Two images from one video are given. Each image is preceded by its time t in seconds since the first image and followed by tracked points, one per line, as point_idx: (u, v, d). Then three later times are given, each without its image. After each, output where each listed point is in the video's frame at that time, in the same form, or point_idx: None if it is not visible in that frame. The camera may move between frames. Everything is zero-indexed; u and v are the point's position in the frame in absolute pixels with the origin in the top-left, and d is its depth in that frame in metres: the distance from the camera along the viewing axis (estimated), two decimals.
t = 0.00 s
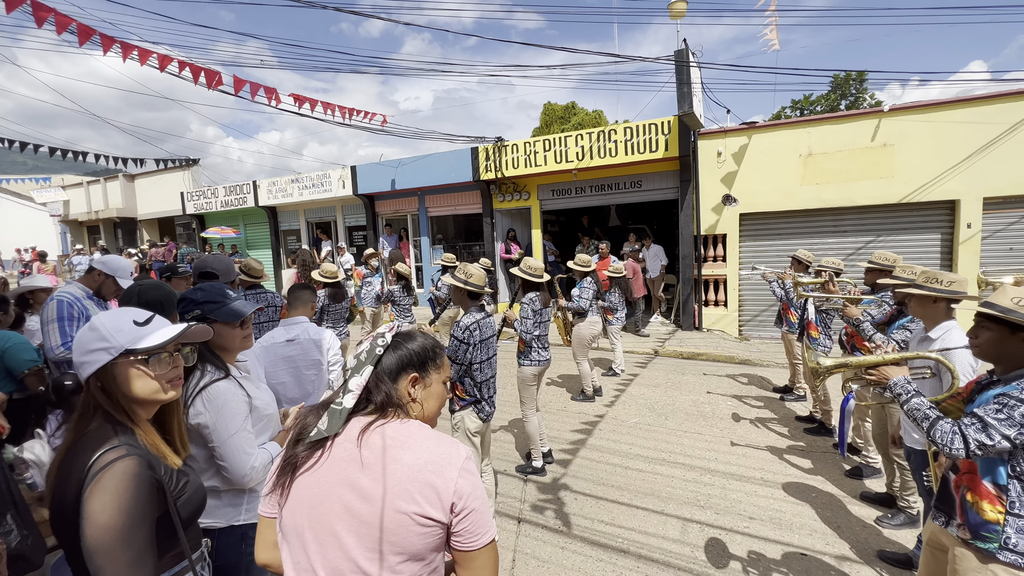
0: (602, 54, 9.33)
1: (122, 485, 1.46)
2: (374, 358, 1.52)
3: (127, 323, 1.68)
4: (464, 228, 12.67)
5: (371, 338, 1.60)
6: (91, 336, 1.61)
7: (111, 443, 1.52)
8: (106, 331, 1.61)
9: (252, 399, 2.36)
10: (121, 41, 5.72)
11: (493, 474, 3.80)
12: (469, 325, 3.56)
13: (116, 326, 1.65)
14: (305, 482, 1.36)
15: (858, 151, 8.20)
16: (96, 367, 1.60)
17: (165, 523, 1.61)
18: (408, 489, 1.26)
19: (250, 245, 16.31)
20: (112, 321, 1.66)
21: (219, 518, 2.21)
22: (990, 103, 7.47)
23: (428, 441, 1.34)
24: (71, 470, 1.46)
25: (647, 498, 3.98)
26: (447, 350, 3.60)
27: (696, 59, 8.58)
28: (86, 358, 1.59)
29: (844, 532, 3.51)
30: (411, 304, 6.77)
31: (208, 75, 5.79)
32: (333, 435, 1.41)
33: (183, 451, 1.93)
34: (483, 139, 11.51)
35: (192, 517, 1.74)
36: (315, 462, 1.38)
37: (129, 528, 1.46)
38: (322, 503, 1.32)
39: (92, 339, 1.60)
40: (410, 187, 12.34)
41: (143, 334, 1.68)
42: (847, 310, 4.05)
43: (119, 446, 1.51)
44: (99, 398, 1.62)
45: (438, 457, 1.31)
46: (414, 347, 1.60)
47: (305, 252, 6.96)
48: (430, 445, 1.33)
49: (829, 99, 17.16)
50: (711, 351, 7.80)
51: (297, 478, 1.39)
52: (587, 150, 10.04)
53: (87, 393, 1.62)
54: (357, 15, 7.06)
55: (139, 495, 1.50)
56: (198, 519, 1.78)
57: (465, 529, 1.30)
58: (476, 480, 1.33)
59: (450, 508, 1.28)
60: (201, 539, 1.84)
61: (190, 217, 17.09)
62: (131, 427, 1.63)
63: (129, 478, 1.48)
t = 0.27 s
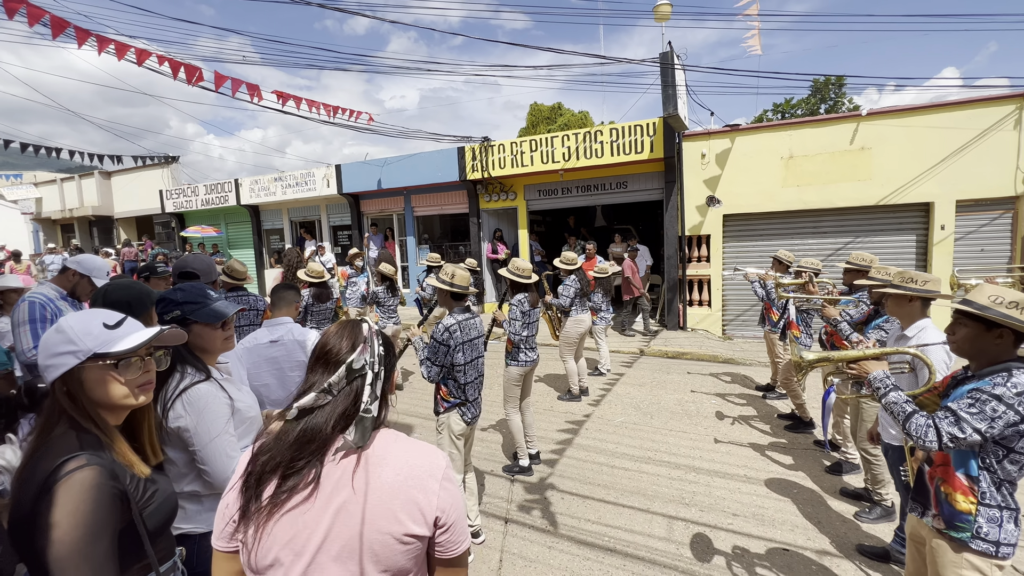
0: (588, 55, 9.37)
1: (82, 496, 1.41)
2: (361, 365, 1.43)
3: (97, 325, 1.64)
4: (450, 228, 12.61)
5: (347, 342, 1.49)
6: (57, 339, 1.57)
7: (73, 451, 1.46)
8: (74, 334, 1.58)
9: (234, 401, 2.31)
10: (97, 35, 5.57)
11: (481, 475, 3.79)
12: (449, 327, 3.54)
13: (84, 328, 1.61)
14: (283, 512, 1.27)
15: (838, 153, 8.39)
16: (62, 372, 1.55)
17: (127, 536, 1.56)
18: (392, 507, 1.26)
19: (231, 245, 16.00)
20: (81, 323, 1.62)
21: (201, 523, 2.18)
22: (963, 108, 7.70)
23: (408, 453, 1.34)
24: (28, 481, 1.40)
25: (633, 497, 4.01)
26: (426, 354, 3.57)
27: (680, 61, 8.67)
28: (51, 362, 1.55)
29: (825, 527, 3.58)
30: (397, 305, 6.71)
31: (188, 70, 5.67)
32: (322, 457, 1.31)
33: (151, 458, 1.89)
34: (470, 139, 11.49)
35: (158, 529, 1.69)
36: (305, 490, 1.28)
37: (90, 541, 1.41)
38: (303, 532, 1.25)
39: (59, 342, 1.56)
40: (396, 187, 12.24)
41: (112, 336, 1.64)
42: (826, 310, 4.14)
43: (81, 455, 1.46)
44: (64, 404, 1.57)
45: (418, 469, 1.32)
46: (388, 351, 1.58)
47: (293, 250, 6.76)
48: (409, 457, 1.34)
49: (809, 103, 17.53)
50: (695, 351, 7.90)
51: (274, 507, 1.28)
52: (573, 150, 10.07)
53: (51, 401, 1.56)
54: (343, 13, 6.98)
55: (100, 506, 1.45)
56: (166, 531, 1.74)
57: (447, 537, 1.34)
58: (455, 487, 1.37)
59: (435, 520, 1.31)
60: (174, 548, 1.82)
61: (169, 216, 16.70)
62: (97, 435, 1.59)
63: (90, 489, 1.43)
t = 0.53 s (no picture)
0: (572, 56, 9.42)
1: (46, 504, 1.37)
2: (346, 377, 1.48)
3: (62, 329, 1.59)
4: (434, 228, 12.53)
5: (325, 352, 1.45)
6: (20, 342, 1.51)
7: (37, 459, 1.42)
8: (38, 337, 1.52)
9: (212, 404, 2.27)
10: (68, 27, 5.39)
11: (465, 476, 3.77)
12: (432, 329, 3.51)
13: (49, 332, 1.56)
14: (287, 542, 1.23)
15: (814, 157, 8.59)
16: (24, 377, 1.49)
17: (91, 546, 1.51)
18: (387, 508, 1.30)
19: (208, 244, 15.65)
20: (46, 326, 1.57)
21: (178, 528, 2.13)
22: (933, 114, 7.95)
23: (393, 454, 1.38)
24: None
25: (617, 495, 4.04)
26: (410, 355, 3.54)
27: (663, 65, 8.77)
28: (12, 366, 1.48)
29: (802, 522, 3.67)
30: (380, 305, 6.63)
31: (165, 65, 5.53)
32: (326, 477, 1.28)
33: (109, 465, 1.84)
34: (454, 139, 11.45)
35: (123, 538, 1.64)
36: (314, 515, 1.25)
37: (52, 551, 1.37)
38: (300, 549, 1.25)
39: (22, 345, 1.50)
40: (378, 186, 12.13)
41: (80, 340, 1.60)
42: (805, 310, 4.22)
43: (45, 463, 1.41)
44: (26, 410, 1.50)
45: (404, 468, 1.37)
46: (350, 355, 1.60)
47: (280, 252, 6.80)
48: (394, 458, 1.38)
49: (787, 107, 17.93)
50: (677, 350, 8.00)
51: (276, 539, 1.23)
52: (557, 151, 10.10)
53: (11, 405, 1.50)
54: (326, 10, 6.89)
55: (64, 515, 1.40)
56: (132, 540, 1.68)
57: (434, 530, 1.40)
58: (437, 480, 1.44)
59: (426, 514, 1.38)
60: (141, 557, 1.77)
61: (144, 214, 16.26)
62: (62, 441, 1.54)
63: (55, 498, 1.39)
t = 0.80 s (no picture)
0: (554, 58, 9.46)
1: (9, 511, 1.31)
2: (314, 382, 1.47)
3: (27, 332, 1.51)
4: (416, 228, 12.43)
5: (291, 359, 1.42)
6: None
7: None
8: (3, 341, 1.44)
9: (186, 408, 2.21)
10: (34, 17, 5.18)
11: (446, 478, 3.74)
12: (421, 330, 3.49)
13: (13, 335, 1.48)
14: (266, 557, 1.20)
15: (789, 160, 8.81)
16: None
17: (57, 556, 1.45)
18: (367, 508, 1.32)
19: (181, 243, 15.23)
20: (9, 328, 1.49)
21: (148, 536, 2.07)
22: (901, 120, 8.23)
23: (368, 454, 1.39)
24: None
25: (599, 494, 4.07)
26: (397, 356, 3.52)
27: (643, 68, 8.88)
28: None
29: (778, 517, 3.75)
30: (361, 306, 6.55)
31: (137, 59, 5.36)
32: (304, 485, 1.27)
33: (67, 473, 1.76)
34: (436, 139, 11.39)
35: (89, 547, 1.59)
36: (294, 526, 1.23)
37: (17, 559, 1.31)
38: (283, 558, 1.23)
39: None
40: (359, 186, 11.98)
41: (48, 345, 1.54)
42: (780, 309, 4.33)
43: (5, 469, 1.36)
44: None
45: (382, 466, 1.39)
46: (314, 359, 1.58)
47: (257, 251, 6.67)
48: (371, 455, 1.40)
49: (763, 112, 18.35)
50: (658, 350, 8.10)
51: (254, 555, 1.20)
52: (539, 152, 10.12)
53: None
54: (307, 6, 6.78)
55: (27, 523, 1.35)
56: (97, 550, 1.63)
57: (412, 524, 1.44)
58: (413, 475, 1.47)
59: (406, 507, 1.41)
60: (106, 567, 1.71)
61: (114, 213, 15.75)
62: (23, 448, 1.48)
63: (17, 505, 1.33)
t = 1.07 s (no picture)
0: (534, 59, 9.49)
1: None
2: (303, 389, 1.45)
3: None
4: (396, 228, 12.30)
5: (280, 367, 1.39)
6: None
7: None
8: None
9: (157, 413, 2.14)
10: None
11: (426, 480, 3.71)
12: (399, 329, 3.45)
13: None
14: (256, 566, 1.17)
15: (764, 164, 9.02)
16: None
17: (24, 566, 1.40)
18: (360, 508, 1.32)
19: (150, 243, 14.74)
20: None
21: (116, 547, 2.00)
22: (869, 127, 8.52)
23: (357, 454, 1.39)
24: None
25: (579, 493, 4.10)
26: (375, 358, 3.44)
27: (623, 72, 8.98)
28: None
29: (753, 512, 3.84)
30: (339, 307, 6.45)
31: (105, 52, 5.17)
32: (296, 492, 1.26)
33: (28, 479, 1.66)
34: (416, 138, 11.29)
35: (56, 557, 1.53)
36: (285, 534, 1.21)
37: None
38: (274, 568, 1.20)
39: None
40: (337, 185, 11.80)
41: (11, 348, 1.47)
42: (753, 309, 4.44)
43: None
44: None
45: (371, 464, 1.39)
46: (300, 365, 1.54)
47: (225, 250, 6.39)
48: (359, 455, 1.40)
49: (738, 116, 18.76)
50: (637, 350, 8.20)
51: (245, 566, 1.17)
52: (520, 153, 10.10)
53: None
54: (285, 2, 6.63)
55: None
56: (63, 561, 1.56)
57: (401, 521, 1.45)
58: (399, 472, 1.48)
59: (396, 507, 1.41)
60: None
61: (79, 211, 15.15)
62: None
63: None
